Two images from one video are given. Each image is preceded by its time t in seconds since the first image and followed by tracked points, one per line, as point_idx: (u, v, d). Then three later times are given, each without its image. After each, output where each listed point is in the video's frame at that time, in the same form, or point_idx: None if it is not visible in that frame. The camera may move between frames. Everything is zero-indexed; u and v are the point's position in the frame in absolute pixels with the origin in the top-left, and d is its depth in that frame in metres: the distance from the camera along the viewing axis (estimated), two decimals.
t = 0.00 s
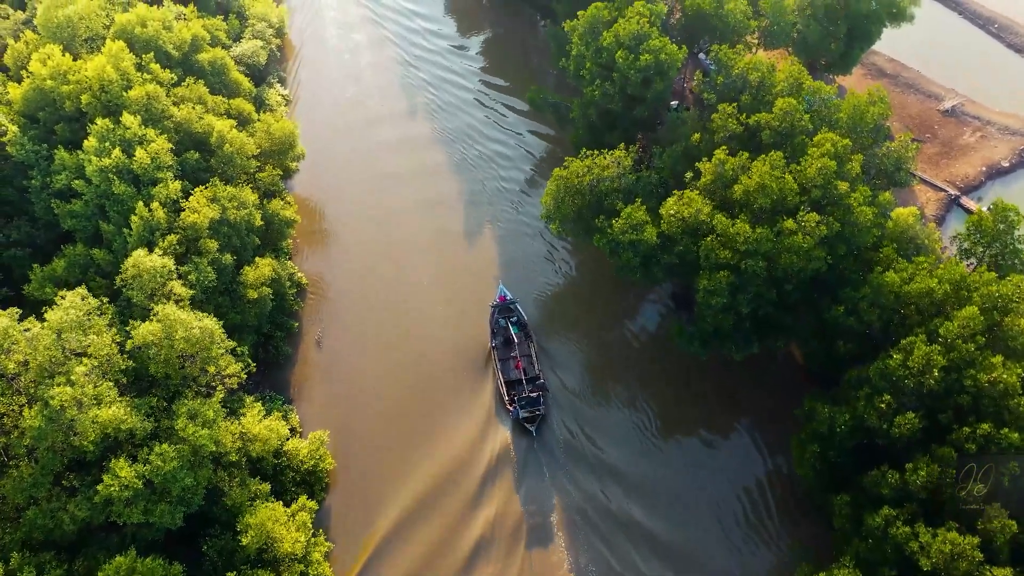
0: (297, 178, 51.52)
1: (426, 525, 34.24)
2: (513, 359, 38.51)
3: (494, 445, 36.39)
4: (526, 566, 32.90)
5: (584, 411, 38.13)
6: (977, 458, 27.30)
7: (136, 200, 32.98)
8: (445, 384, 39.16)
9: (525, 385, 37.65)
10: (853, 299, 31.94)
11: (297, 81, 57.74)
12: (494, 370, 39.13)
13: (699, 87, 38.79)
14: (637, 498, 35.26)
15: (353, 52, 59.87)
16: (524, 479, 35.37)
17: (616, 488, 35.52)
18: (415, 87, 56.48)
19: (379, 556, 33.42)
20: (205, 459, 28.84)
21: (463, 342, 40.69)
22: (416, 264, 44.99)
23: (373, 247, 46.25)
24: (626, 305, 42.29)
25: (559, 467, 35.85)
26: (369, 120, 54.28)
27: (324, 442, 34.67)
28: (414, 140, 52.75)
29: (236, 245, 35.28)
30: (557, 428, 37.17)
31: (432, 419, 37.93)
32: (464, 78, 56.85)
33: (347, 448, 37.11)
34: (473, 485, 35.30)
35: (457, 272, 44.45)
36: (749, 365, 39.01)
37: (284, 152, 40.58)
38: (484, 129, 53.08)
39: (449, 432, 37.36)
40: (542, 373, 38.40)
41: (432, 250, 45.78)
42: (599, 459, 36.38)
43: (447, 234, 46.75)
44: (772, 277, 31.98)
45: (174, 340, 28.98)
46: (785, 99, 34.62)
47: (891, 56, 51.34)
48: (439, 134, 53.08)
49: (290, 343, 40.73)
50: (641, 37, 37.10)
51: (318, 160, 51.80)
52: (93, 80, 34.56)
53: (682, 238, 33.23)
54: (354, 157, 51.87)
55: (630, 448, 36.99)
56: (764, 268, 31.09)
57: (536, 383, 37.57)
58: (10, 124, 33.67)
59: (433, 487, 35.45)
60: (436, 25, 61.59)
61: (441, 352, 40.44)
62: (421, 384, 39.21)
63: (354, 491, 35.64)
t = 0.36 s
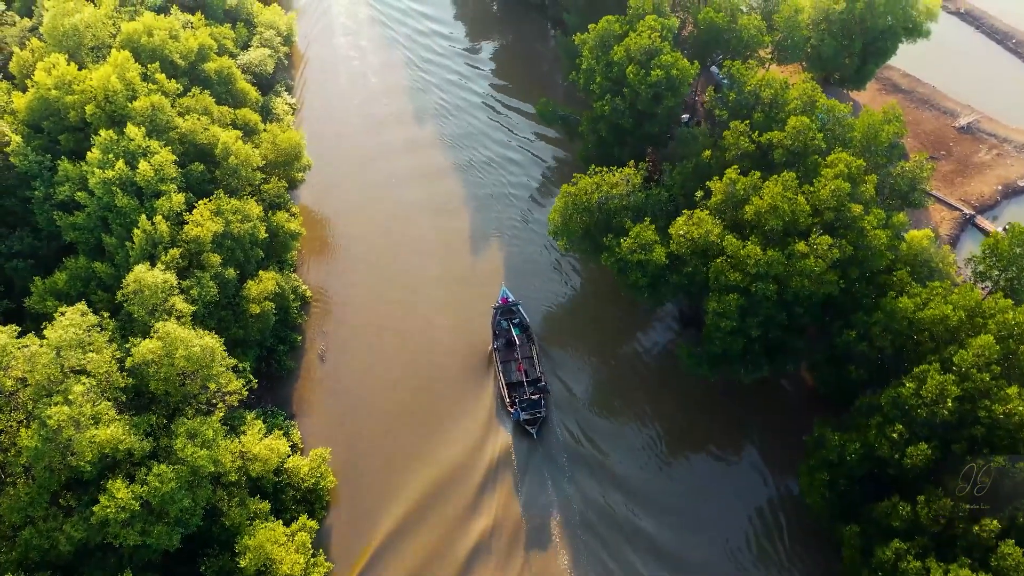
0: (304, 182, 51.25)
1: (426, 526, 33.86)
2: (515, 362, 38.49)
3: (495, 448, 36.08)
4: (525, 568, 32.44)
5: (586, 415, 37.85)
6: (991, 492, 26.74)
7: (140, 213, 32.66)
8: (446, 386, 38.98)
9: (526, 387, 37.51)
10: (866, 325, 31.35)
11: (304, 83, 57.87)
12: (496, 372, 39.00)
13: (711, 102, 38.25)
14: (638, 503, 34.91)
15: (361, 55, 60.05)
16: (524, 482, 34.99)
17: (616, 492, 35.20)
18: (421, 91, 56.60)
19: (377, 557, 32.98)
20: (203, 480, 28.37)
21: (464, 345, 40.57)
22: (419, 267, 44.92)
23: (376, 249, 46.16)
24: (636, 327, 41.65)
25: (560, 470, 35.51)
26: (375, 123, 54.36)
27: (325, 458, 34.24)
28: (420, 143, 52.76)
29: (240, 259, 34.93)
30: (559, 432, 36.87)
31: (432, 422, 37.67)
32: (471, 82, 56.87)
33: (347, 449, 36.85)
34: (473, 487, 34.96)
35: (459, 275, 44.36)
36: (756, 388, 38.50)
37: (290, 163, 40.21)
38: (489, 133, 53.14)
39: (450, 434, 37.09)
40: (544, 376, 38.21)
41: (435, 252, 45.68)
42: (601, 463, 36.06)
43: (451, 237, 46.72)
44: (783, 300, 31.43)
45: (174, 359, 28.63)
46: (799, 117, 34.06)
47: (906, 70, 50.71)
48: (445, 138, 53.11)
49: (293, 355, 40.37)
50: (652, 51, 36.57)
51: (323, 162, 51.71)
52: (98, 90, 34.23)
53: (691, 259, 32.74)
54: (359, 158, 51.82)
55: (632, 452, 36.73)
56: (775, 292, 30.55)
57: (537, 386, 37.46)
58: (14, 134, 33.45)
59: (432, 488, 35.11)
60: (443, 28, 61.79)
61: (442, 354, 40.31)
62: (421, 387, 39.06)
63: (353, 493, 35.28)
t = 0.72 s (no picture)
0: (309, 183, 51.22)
1: (427, 526, 33.96)
2: (516, 363, 38.50)
3: (495, 450, 36.11)
4: (524, 569, 32.57)
5: (587, 417, 37.77)
6: (1004, 526, 26.08)
7: (141, 226, 32.27)
8: (446, 387, 39.01)
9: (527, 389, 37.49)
10: (877, 350, 30.73)
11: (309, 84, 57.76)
12: (496, 373, 39.08)
13: (722, 118, 37.68)
14: (638, 506, 34.88)
15: (366, 55, 59.99)
16: (525, 484, 35.04)
17: (617, 494, 35.16)
18: (426, 91, 56.52)
19: (378, 557, 33.07)
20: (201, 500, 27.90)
21: (465, 345, 40.60)
22: (421, 268, 44.93)
23: (379, 250, 46.17)
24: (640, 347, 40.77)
25: (560, 472, 35.52)
26: (380, 123, 54.37)
27: (326, 476, 33.74)
28: (425, 144, 52.74)
29: (242, 273, 34.52)
30: (559, 434, 36.85)
31: (433, 422, 37.70)
32: (476, 84, 56.78)
33: (348, 450, 36.93)
34: (473, 487, 35.04)
35: (462, 276, 44.37)
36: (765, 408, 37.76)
37: (295, 174, 39.76)
38: (495, 134, 53.03)
39: (450, 434, 37.15)
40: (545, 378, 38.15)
41: (438, 253, 45.66)
42: (602, 466, 36.01)
43: (454, 237, 46.76)
44: (793, 324, 30.86)
45: (173, 378, 28.28)
46: (811, 136, 33.46)
47: (921, 85, 49.98)
48: (450, 139, 53.02)
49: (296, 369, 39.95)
50: (663, 66, 36.01)
51: (327, 163, 51.69)
52: (101, 101, 33.81)
53: (699, 280, 32.19)
54: (363, 159, 51.80)
55: (633, 455, 36.66)
56: (784, 315, 29.97)
57: (538, 388, 37.48)
58: (16, 144, 33.13)
59: (433, 488, 35.17)
60: (448, 29, 61.63)
61: (443, 355, 40.33)
62: (421, 388, 39.09)
63: (354, 492, 35.38)
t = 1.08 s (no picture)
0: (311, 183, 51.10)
1: (427, 526, 34.31)
2: (516, 365, 38.48)
3: (495, 452, 36.30)
4: (523, 570, 33.02)
5: (587, 418, 37.90)
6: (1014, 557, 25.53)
7: (141, 240, 31.86)
8: (446, 389, 39.07)
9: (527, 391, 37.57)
10: (886, 374, 30.18)
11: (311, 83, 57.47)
12: (496, 374, 39.09)
13: (730, 133, 37.12)
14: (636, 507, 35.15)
15: (369, 55, 59.75)
16: (524, 486, 35.36)
17: (615, 496, 35.44)
18: (429, 91, 56.34)
19: (379, 558, 33.43)
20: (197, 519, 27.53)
21: (465, 346, 40.62)
22: (422, 268, 44.90)
23: (380, 250, 46.17)
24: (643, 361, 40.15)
25: (559, 474, 35.85)
26: (382, 123, 54.25)
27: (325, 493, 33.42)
28: (427, 145, 52.65)
29: (242, 287, 34.14)
30: (559, 435, 37.08)
31: (432, 423, 37.84)
32: (479, 84, 56.58)
33: (348, 450, 37.09)
34: (472, 488, 35.33)
35: (462, 276, 44.32)
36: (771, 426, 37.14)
37: (297, 186, 39.34)
38: (498, 135, 52.86)
39: (450, 434, 37.34)
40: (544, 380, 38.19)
41: (440, 254, 45.66)
42: (601, 467, 36.26)
43: (456, 237, 46.73)
44: (800, 345, 30.33)
45: (170, 397, 27.89)
46: (820, 153, 32.93)
47: (932, 98, 49.32)
48: (453, 140, 52.85)
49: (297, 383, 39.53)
50: (670, 80, 35.50)
51: (329, 163, 51.54)
52: (102, 111, 33.46)
53: (705, 300, 31.70)
54: (365, 159, 51.71)
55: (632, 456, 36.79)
56: (791, 337, 29.45)
57: (538, 389, 37.58)
58: (15, 154, 32.78)
59: (432, 489, 35.45)
60: (451, 29, 61.40)
61: (443, 356, 40.35)
62: (421, 388, 39.14)
63: (355, 492, 35.68)
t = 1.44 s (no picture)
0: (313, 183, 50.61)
1: (427, 527, 34.07)
2: (517, 366, 38.34)
3: (495, 453, 36.08)
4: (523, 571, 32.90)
5: (587, 420, 37.71)
6: None
7: (141, 255, 31.38)
8: (446, 390, 38.74)
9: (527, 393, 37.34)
10: (898, 400, 29.56)
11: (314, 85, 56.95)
12: (496, 376, 38.81)
13: (740, 150, 36.52)
14: (636, 510, 35.02)
15: (372, 57, 59.33)
16: (523, 487, 35.19)
17: (615, 498, 35.30)
18: (433, 92, 55.99)
19: (379, 558, 33.18)
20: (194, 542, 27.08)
21: (465, 348, 40.30)
22: (423, 269, 44.58)
23: (382, 251, 45.81)
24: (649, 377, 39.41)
25: (558, 475, 35.71)
26: (385, 124, 53.86)
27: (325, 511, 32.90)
28: (431, 146, 52.27)
29: (243, 303, 33.71)
30: (559, 437, 36.89)
31: (432, 424, 37.53)
32: (484, 87, 56.21)
33: (348, 451, 36.78)
34: (473, 489, 35.11)
35: (464, 277, 44.03)
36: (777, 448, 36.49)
37: (300, 198, 38.87)
38: (502, 137, 52.49)
39: (450, 434, 37.07)
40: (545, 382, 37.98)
41: (442, 255, 45.34)
42: (601, 469, 36.09)
43: (459, 238, 46.42)
44: (809, 370, 29.76)
45: (167, 417, 27.42)
46: (831, 172, 32.32)
47: (945, 112, 48.61)
48: (458, 142, 52.48)
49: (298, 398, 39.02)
50: (679, 96, 34.95)
51: (331, 164, 51.09)
52: (103, 123, 33.01)
53: (713, 322, 31.16)
54: (368, 160, 51.32)
55: (633, 458, 36.58)
56: (801, 362, 28.89)
57: (538, 392, 37.35)
58: (15, 166, 32.38)
59: (432, 490, 35.21)
60: (455, 31, 61.02)
61: (443, 357, 40.04)
62: (422, 390, 38.81)
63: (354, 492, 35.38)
